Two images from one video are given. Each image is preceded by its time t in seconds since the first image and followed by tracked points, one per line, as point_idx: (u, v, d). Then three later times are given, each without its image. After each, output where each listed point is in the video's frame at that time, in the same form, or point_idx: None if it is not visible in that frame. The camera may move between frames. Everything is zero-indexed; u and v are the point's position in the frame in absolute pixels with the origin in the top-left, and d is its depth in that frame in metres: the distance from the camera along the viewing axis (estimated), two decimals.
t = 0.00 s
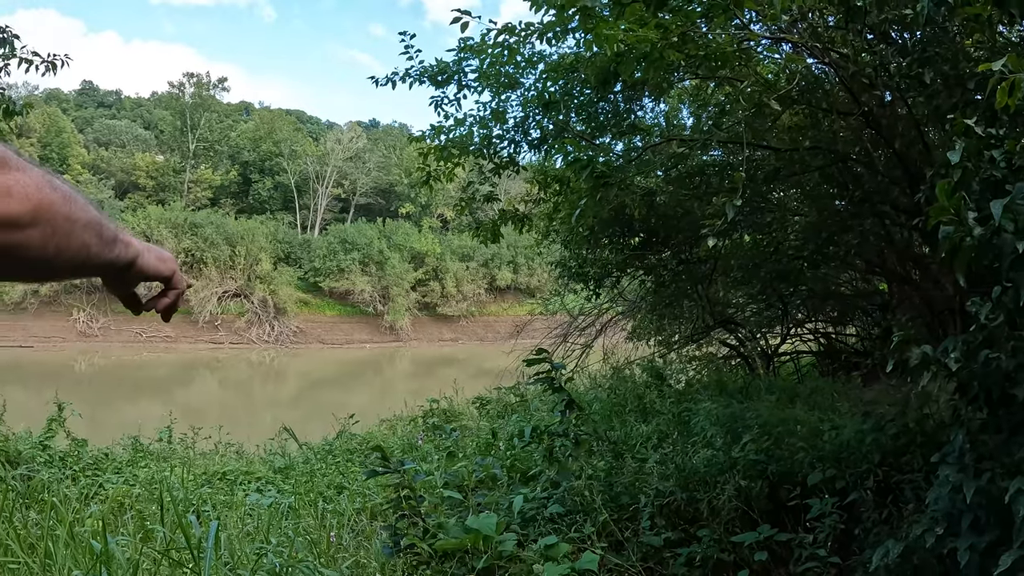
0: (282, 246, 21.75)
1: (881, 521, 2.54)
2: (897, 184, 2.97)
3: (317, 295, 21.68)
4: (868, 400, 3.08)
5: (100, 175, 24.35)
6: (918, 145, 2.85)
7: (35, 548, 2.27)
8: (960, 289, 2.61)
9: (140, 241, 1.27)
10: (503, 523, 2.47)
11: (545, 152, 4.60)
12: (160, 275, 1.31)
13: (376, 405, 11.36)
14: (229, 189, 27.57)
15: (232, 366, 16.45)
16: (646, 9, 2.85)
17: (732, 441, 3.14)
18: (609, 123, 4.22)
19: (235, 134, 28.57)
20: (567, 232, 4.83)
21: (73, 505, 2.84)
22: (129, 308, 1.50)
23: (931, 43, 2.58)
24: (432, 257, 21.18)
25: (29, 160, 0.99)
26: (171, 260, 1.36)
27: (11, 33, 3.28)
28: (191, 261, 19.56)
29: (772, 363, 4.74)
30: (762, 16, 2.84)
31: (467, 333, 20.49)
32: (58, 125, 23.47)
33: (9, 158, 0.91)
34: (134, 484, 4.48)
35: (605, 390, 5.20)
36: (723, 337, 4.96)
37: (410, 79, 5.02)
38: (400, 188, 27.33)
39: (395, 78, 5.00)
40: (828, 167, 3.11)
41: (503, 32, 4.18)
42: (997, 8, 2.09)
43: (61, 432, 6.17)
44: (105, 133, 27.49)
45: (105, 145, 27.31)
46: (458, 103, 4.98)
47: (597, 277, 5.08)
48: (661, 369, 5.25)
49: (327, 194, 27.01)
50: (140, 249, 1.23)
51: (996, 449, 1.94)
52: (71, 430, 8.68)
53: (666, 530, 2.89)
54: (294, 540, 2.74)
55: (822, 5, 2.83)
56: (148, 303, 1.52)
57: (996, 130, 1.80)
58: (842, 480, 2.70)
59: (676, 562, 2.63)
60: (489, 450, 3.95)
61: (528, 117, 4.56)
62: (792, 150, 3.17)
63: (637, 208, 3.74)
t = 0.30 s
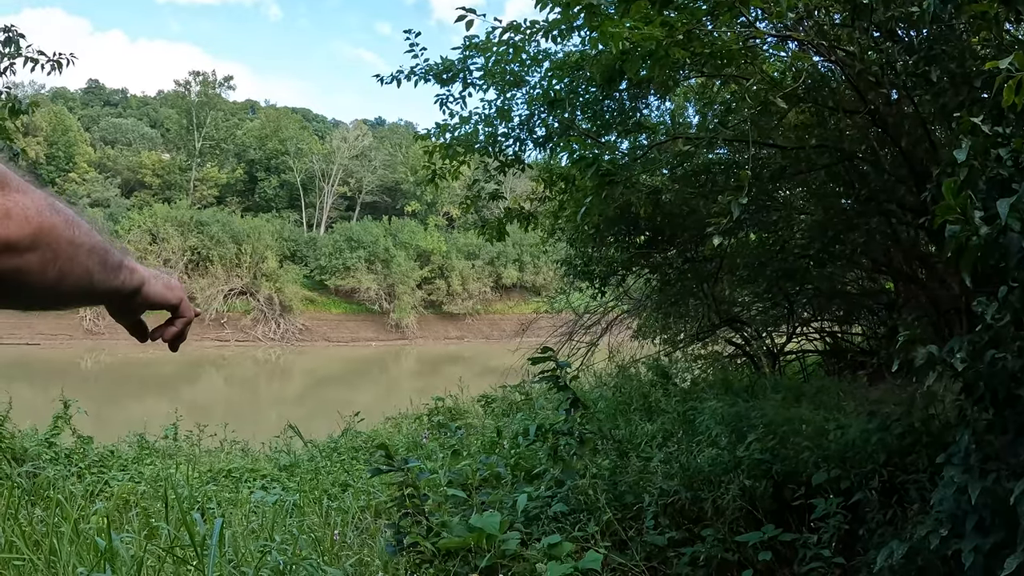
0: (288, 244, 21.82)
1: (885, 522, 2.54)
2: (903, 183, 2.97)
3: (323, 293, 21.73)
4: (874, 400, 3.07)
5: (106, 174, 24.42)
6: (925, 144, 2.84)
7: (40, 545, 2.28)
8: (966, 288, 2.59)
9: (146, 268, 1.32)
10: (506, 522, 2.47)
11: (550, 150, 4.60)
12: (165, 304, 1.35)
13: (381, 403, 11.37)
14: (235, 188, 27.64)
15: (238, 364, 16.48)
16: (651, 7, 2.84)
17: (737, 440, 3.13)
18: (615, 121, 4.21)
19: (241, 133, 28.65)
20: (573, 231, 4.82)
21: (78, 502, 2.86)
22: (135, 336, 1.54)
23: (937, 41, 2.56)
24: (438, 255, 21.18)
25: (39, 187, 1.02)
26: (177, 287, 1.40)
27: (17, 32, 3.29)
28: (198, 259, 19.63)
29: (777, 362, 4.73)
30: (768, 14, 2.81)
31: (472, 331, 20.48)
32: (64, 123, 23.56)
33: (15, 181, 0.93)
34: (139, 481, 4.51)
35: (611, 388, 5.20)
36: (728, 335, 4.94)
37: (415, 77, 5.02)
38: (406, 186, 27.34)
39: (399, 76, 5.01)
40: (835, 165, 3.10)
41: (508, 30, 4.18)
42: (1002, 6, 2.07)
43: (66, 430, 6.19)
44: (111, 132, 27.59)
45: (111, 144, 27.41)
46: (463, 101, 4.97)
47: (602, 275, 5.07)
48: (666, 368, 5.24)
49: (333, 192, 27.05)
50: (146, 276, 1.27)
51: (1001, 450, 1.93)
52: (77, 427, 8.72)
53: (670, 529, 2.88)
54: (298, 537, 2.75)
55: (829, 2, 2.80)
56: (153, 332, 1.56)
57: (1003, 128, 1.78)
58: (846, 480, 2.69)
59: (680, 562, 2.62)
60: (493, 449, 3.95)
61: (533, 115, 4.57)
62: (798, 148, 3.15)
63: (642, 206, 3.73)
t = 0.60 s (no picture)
0: (300, 241, 21.94)
1: (892, 525, 2.52)
2: (914, 181, 2.97)
3: (335, 290, 21.83)
4: (884, 401, 3.06)
5: (120, 172, 24.62)
6: (935, 142, 2.83)
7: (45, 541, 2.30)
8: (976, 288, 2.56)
9: (123, 270, 1.31)
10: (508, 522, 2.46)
11: (558, 148, 4.58)
12: (140, 304, 1.34)
13: (391, 400, 11.42)
14: (248, 185, 27.80)
15: (249, 360, 16.59)
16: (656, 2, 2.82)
17: (745, 440, 3.12)
18: (623, 117, 4.19)
19: (253, 131, 28.79)
20: (582, 228, 4.80)
21: (84, 498, 2.88)
22: (109, 336, 1.52)
23: (948, 36, 2.49)
24: (449, 252, 21.22)
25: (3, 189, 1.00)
26: (153, 287, 1.39)
27: (25, 32, 3.32)
28: (210, 256, 19.77)
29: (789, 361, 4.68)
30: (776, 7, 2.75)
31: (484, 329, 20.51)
32: (77, 122, 23.78)
33: None
34: (147, 477, 4.55)
35: (620, 386, 5.20)
36: (739, 334, 4.91)
37: (423, 74, 5.02)
38: (418, 183, 27.36)
39: (407, 74, 5.01)
40: (845, 163, 3.11)
41: (514, 28, 4.18)
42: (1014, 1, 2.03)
43: (77, 425, 6.25)
44: (123, 130, 27.77)
45: (124, 142, 27.61)
46: (470, 98, 4.97)
47: (611, 272, 5.05)
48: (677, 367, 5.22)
49: (344, 189, 27.13)
50: (121, 278, 1.26)
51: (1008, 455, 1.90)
52: (89, 423, 8.81)
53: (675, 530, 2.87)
54: (302, 535, 2.76)
55: None
56: (129, 332, 1.54)
57: (1013, 126, 1.75)
58: (854, 481, 2.67)
59: (683, 563, 2.61)
60: (501, 447, 3.96)
61: (541, 112, 4.56)
62: (807, 145, 3.12)
63: (651, 204, 3.72)
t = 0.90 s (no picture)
0: (322, 237, 22.05)
1: (915, 523, 2.49)
2: (939, 175, 2.93)
3: (357, 285, 21.93)
4: (909, 397, 3.03)
5: (143, 169, 24.91)
6: (960, 136, 2.78)
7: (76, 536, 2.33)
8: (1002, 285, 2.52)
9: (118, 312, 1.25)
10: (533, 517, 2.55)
11: (581, 143, 4.56)
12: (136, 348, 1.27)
13: (413, 395, 11.44)
14: (270, 181, 28.02)
15: (272, 355, 16.76)
16: None
17: (768, 436, 3.08)
18: (646, 113, 4.18)
19: (275, 127, 28.97)
20: (605, 223, 4.78)
21: (113, 492, 2.94)
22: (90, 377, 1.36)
23: (972, 31, 2.44)
24: (471, 247, 21.18)
25: (13, 238, 0.97)
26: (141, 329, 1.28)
27: (51, 35, 3.36)
28: (232, 252, 19.93)
29: (811, 357, 4.64)
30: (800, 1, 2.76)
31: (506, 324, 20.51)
32: (101, 120, 24.06)
33: None
34: (173, 471, 4.61)
35: (643, 381, 5.20)
36: (762, 329, 4.87)
37: (444, 72, 5.02)
38: (439, 179, 27.36)
39: (429, 71, 5.01)
40: (869, 158, 3.09)
41: (536, 24, 4.17)
42: None
43: (104, 420, 6.36)
44: (146, 128, 28.04)
45: (146, 140, 27.87)
46: (493, 94, 4.96)
47: (634, 267, 5.03)
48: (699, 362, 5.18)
49: (366, 185, 27.22)
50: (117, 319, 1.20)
51: None
52: (115, 417, 8.93)
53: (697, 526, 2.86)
54: (327, 528, 2.78)
55: None
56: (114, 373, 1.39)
57: None
58: (877, 479, 2.65)
59: (706, 560, 2.61)
60: (523, 442, 3.98)
61: (564, 108, 4.55)
62: (832, 140, 3.11)
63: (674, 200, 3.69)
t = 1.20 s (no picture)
0: (348, 232, 22.05)
1: (945, 523, 2.45)
2: (969, 170, 2.86)
3: (383, 279, 22.01)
4: (938, 394, 2.98)
5: (170, 167, 25.20)
6: (991, 129, 2.72)
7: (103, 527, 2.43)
8: None
9: None
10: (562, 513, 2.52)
11: (608, 138, 4.54)
12: None
13: (440, 389, 11.45)
14: (295, 177, 28.24)
15: (298, 349, 16.95)
16: None
17: (796, 434, 3.04)
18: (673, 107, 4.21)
19: (300, 123, 29.13)
20: (632, 218, 4.74)
21: (142, 487, 2.99)
22: None
23: (1001, 23, 2.47)
24: (496, 241, 20.98)
25: None
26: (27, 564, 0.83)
27: (77, 36, 3.40)
28: (259, 248, 20.09)
29: (839, 353, 4.57)
30: None
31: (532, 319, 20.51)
32: (127, 119, 24.37)
33: None
34: (201, 466, 4.68)
35: (669, 378, 5.19)
36: (789, 325, 4.78)
37: (471, 67, 5.00)
38: (465, 174, 27.32)
39: (456, 67, 5.00)
40: (899, 151, 3.02)
41: (563, 18, 4.14)
42: None
43: (134, 414, 6.45)
44: (172, 126, 28.28)
45: (172, 138, 28.12)
46: (520, 89, 4.93)
47: (661, 263, 4.99)
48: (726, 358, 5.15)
49: (391, 180, 27.28)
50: None
51: None
52: (145, 412, 9.07)
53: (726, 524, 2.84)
54: (357, 523, 2.85)
55: None
56: None
57: None
58: (906, 479, 2.61)
59: (734, 558, 2.60)
60: (551, 438, 4.00)
61: (590, 103, 4.52)
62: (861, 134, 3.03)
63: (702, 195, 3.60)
